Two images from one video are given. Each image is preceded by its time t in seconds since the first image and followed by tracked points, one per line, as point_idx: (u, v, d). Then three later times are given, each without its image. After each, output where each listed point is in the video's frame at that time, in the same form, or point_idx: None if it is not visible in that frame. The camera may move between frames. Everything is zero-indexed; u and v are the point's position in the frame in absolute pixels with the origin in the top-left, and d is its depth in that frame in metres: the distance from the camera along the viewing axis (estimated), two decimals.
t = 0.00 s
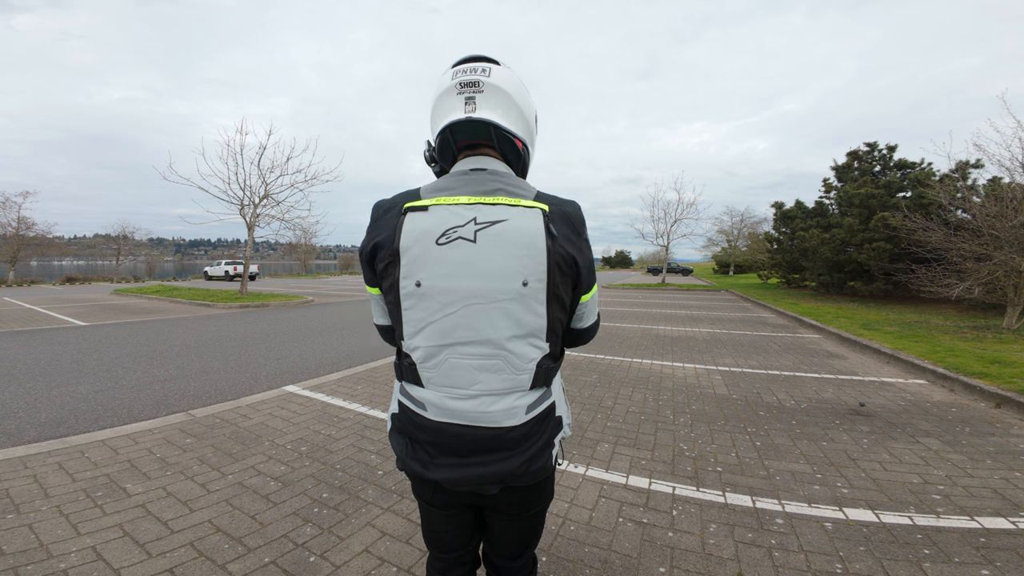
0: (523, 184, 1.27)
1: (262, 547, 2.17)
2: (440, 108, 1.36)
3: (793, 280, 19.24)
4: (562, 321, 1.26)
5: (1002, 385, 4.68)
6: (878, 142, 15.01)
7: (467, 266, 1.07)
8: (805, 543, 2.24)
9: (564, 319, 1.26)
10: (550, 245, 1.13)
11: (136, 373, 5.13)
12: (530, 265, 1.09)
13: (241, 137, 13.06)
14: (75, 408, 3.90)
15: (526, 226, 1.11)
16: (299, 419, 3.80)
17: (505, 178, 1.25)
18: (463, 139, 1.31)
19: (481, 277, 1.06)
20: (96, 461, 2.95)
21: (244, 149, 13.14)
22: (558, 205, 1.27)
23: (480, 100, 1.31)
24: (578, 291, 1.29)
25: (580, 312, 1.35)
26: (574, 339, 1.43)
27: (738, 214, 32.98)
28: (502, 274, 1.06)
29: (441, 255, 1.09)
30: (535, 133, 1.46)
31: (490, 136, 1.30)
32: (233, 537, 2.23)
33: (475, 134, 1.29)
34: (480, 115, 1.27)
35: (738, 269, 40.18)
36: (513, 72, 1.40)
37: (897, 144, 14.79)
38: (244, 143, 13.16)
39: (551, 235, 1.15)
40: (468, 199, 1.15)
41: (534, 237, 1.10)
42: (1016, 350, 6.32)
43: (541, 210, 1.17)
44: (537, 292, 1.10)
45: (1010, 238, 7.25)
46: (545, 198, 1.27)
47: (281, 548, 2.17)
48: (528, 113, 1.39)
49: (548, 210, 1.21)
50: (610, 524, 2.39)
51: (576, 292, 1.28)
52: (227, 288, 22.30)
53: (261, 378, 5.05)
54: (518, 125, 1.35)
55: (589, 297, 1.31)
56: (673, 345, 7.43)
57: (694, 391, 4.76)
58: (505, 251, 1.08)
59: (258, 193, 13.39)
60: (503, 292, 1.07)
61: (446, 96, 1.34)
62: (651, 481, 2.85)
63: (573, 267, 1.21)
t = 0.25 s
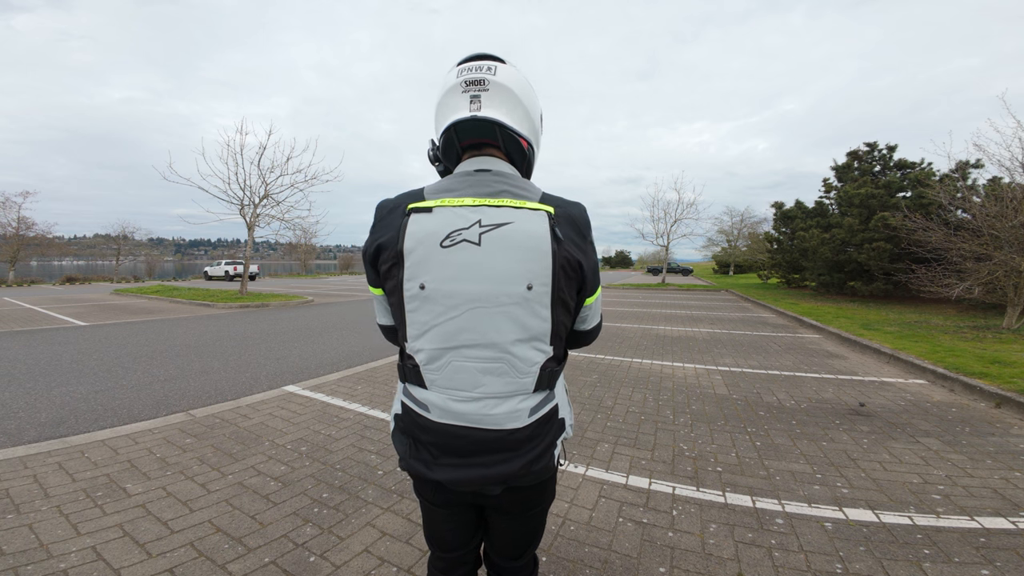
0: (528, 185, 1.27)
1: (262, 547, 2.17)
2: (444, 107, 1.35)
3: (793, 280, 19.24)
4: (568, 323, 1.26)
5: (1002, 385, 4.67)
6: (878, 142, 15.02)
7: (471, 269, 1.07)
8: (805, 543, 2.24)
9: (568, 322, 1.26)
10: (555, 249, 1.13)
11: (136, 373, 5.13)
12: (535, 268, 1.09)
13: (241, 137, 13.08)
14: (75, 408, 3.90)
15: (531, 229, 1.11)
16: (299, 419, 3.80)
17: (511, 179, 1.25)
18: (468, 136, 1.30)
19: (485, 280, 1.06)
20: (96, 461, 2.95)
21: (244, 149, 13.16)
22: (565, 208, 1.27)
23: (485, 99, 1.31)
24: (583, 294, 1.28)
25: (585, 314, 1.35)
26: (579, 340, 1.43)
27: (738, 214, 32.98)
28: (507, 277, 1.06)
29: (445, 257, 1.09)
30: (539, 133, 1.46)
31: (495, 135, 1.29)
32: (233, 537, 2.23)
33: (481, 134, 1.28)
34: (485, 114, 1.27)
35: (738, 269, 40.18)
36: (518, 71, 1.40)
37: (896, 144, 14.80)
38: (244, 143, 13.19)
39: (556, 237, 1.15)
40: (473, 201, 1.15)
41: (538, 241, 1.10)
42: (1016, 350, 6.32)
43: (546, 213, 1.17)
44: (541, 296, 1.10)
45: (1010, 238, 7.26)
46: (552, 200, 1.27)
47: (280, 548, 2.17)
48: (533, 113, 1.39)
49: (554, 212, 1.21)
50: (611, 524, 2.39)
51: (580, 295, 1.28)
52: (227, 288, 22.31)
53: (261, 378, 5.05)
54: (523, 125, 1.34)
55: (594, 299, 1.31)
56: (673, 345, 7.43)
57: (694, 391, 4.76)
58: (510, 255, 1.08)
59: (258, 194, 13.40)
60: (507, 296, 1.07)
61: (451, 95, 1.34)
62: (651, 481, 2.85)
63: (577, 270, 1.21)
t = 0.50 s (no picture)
0: (531, 186, 1.26)
1: (262, 547, 2.17)
2: (447, 108, 1.35)
3: (793, 280, 19.25)
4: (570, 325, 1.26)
5: (1002, 385, 4.67)
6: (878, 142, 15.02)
7: (475, 271, 1.07)
8: (805, 543, 2.24)
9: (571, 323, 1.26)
10: (558, 251, 1.13)
11: (136, 373, 5.13)
12: (538, 270, 1.09)
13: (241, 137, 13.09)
14: (75, 408, 3.90)
15: (534, 231, 1.11)
16: (299, 419, 3.80)
17: (513, 180, 1.25)
18: (470, 138, 1.30)
19: (489, 282, 1.06)
20: (96, 461, 2.95)
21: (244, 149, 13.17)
22: (568, 209, 1.27)
23: (488, 99, 1.31)
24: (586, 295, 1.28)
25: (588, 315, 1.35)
26: (582, 341, 1.43)
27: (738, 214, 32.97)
28: (510, 279, 1.06)
29: (448, 259, 1.09)
30: (542, 133, 1.46)
31: (497, 136, 1.29)
32: (233, 537, 2.23)
33: (483, 134, 1.28)
34: (488, 115, 1.27)
35: (738, 269, 40.17)
36: (520, 72, 1.40)
37: (896, 144, 14.80)
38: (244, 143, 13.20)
39: (559, 239, 1.15)
40: (476, 202, 1.14)
41: (542, 242, 1.10)
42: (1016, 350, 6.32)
43: (550, 214, 1.17)
44: (545, 297, 1.10)
45: (1010, 238, 7.26)
46: (555, 201, 1.27)
47: (280, 548, 2.17)
48: (535, 113, 1.39)
49: (558, 214, 1.22)
50: (610, 524, 2.39)
51: (583, 296, 1.28)
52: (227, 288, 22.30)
53: (261, 378, 5.04)
54: (526, 125, 1.34)
55: (597, 301, 1.31)
56: (673, 345, 7.43)
57: (694, 391, 4.75)
58: (514, 256, 1.08)
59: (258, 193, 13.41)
60: (511, 298, 1.07)
61: (454, 96, 1.34)
62: (651, 481, 2.85)
63: (580, 272, 1.21)
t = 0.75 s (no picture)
0: (533, 187, 1.26)
1: (262, 547, 2.17)
2: (449, 109, 1.36)
3: (793, 280, 19.23)
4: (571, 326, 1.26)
5: (1002, 385, 4.67)
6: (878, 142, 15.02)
7: (477, 274, 1.07)
8: (805, 543, 2.24)
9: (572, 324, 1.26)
10: (559, 253, 1.13)
11: (136, 373, 5.13)
12: (539, 273, 1.09)
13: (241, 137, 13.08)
14: (75, 408, 3.89)
15: (535, 233, 1.11)
16: (299, 419, 3.80)
17: (515, 181, 1.25)
18: (472, 139, 1.30)
19: (491, 284, 1.06)
20: (96, 461, 2.95)
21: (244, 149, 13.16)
22: (568, 210, 1.27)
23: (490, 100, 1.31)
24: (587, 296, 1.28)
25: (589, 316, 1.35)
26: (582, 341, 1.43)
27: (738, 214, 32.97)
28: (512, 282, 1.06)
29: (450, 262, 1.09)
30: (544, 134, 1.46)
31: (499, 137, 1.29)
32: (233, 537, 2.23)
33: (485, 136, 1.28)
34: (489, 116, 1.27)
35: (738, 269, 40.18)
36: (522, 72, 1.40)
37: (896, 144, 14.80)
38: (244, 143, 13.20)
39: (560, 241, 1.15)
40: (478, 205, 1.14)
41: (543, 245, 1.10)
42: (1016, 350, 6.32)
43: (551, 216, 1.18)
44: (546, 300, 1.10)
45: (1010, 238, 7.27)
46: (557, 202, 1.27)
47: (280, 548, 2.17)
48: (537, 114, 1.39)
49: (559, 216, 1.22)
50: (611, 524, 2.39)
51: (585, 297, 1.28)
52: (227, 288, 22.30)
53: (260, 378, 5.04)
54: (527, 127, 1.34)
55: (598, 302, 1.31)
56: (673, 345, 7.42)
57: (694, 391, 4.75)
58: (515, 258, 1.08)
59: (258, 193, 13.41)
60: (512, 300, 1.07)
61: (456, 96, 1.34)
62: (651, 481, 2.85)
63: (581, 273, 1.21)
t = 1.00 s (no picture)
0: (535, 189, 1.26)
1: (262, 547, 2.17)
2: (452, 110, 1.36)
3: (793, 280, 19.23)
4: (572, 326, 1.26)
5: (1002, 385, 4.67)
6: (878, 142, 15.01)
7: (480, 274, 1.07)
8: (805, 543, 2.24)
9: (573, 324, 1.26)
10: (561, 254, 1.13)
11: (136, 373, 5.13)
12: (541, 273, 1.09)
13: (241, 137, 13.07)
14: (75, 408, 3.89)
15: (538, 234, 1.11)
16: (299, 419, 3.80)
17: (517, 183, 1.25)
18: (474, 141, 1.30)
19: (494, 285, 1.06)
20: (96, 461, 2.95)
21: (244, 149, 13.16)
22: (568, 211, 1.27)
23: (493, 103, 1.31)
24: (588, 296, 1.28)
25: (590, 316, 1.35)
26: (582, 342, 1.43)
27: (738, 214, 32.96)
28: (514, 282, 1.07)
29: (453, 262, 1.09)
30: (546, 137, 1.46)
31: (502, 139, 1.29)
32: (233, 537, 2.23)
33: (489, 138, 1.28)
34: (493, 119, 1.27)
35: (738, 269, 40.19)
36: (525, 75, 1.40)
37: (896, 144, 14.79)
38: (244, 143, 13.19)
39: (563, 242, 1.15)
40: (480, 205, 1.14)
41: (545, 245, 1.10)
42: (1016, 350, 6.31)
43: (553, 217, 1.18)
44: (548, 300, 1.10)
45: (1010, 238, 7.26)
46: (558, 203, 1.27)
47: (280, 548, 2.17)
48: (540, 116, 1.39)
49: (561, 217, 1.22)
50: (611, 524, 2.39)
51: (585, 297, 1.28)
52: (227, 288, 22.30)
53: (261, 378, 5.04)
54: (530, 129, 1.34)
55: (598, 303, 1.31)
56: (673, 345, 7.42)
57: (694, 391, 4.75)
58: (517, 259, 1.08)
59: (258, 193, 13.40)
60: (515, 300, 1.07)
61: (459, 99, 1.34)
62: (651, 481, 2.85)
63: (582, 274, 1.21)
